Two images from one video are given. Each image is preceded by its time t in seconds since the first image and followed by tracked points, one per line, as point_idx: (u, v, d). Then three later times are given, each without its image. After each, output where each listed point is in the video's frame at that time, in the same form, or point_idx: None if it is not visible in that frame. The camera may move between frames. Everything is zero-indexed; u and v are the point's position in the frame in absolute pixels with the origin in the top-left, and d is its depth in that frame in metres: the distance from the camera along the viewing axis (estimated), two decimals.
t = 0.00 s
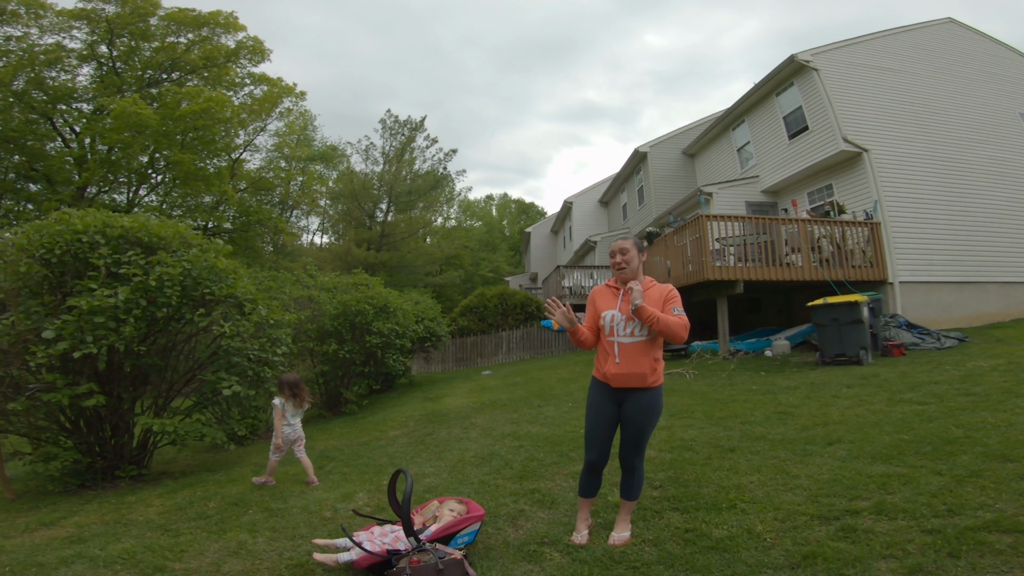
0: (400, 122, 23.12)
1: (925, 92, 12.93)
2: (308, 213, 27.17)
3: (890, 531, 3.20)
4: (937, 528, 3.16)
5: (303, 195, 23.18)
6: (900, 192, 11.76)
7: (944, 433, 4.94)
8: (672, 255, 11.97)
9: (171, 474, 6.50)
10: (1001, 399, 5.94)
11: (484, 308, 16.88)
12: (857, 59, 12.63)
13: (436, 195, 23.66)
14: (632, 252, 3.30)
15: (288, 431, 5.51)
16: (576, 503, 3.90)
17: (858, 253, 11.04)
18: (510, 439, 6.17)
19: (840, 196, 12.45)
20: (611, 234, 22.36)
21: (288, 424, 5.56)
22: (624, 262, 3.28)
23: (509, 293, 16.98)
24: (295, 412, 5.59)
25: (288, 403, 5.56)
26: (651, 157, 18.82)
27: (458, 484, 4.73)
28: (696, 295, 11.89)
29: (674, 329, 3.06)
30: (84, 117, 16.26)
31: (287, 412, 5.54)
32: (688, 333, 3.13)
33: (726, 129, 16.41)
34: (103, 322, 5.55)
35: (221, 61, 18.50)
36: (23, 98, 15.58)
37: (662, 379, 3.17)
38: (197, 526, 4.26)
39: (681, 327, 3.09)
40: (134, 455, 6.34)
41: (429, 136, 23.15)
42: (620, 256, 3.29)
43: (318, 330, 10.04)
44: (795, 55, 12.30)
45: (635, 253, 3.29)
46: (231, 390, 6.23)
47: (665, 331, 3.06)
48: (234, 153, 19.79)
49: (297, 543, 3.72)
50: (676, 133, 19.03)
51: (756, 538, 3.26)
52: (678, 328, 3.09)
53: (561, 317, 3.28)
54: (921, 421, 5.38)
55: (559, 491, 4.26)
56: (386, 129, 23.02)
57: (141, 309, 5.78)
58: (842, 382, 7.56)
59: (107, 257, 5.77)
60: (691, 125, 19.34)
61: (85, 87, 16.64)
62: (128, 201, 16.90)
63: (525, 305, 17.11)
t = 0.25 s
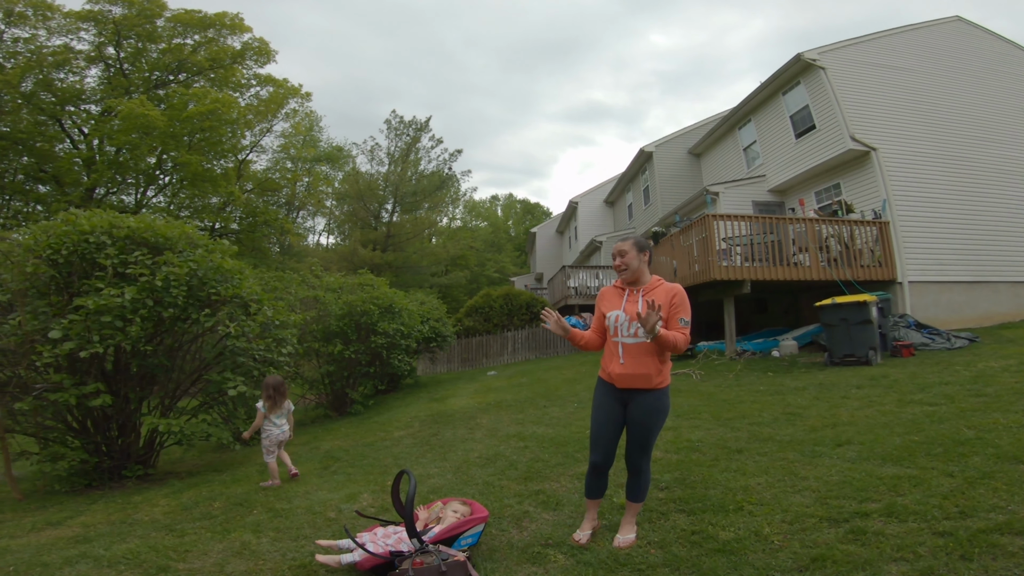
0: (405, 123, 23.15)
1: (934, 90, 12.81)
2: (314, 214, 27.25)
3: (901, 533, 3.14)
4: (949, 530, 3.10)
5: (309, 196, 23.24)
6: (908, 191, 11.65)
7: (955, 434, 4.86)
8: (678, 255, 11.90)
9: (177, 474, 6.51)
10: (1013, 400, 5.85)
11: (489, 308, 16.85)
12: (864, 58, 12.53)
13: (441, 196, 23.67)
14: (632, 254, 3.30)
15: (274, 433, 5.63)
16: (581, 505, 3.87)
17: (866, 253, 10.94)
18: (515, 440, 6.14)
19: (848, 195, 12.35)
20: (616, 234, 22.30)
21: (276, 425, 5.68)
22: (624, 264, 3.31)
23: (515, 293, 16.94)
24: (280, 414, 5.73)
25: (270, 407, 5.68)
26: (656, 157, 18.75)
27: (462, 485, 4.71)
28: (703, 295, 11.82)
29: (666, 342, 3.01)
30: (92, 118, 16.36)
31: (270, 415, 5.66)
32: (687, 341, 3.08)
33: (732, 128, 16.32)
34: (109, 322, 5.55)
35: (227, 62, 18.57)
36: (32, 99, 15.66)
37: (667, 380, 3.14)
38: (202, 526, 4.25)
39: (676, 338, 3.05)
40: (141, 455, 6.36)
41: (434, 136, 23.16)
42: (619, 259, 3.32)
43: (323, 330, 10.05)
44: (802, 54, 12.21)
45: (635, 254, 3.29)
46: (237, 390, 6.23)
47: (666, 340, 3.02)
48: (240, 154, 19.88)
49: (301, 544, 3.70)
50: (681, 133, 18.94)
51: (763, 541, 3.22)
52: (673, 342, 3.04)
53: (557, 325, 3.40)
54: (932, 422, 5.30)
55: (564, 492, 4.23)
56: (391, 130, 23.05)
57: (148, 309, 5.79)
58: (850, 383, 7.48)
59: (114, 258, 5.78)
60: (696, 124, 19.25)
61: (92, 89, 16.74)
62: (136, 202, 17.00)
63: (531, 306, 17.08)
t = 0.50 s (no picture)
0: (410, 123, 23.16)
1: (944, 87, 12.68)
2: (321, 214, 27.33)
3: (917, 536, 3.09)
4: (966, 532, 3.04)
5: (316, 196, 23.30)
6: (919, 189, 11.52)
7: (970, 435, 4.77)
8: (686, 254, 11.82)
9: (186, 474, 6.52)
10: None
11: (496, 308, 16.82)
12: (873, 55, 12.40)
13: (447, 195, 23.66)
14: (639, 255, 3.26)
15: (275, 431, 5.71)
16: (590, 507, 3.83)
17: (877, 251, 10.83)
18: (523, 440, 6.11)
19: (858, 193, 12.22)
20: (623, 233, 22.22)
21: (276, 424, 5.75)
22: (631, 265, 3.27)
23: (521, 293, 16.90)
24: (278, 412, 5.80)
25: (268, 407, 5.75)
26: (663, 156, 18.66)
27: (470, 486, 4.68)
28: (711, 294, 11.74)
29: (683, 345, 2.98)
30: (100, 120, 16.47)
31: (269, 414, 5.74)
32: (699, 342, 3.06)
33: (740, 127, 16.20)
34: (118, 323, 5.56)
35: (233, 64, 18.63)
36: (41, 101, 15.73)
37: (675, 381, 3.12)
38: (210, 528, 4.25)
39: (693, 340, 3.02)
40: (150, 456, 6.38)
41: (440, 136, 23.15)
42: (625, 259, 3.29)
43: (331, 331, 10.05)
44: (810, 51, 12.10)
45: (641, 254, 3.26)
46: (245, 391, 6.24)
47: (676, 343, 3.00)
48: (247, 155, 19.96)
49: (307, 546, 3.69)
50: (688, 131, 18.84)
51: (776, 543, 3.18)
52: (688, 344, 3.03)
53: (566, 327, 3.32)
54: (946, 423, 5.22)
55: (572, 494, 4.19)
56: (397, 130, 23.06)
57: (156, 311, 5.79)
58: (862, 383, 7.40)
59: (122, 259, 5.78)
60: (703, 123, 19.14)
61: (101, 90, 16.85)
62: (145, 204, 17.10)
63: (538, 305, 17.03)
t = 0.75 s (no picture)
0: (417, 122, 23.17)
1: (956, 85, 12.53)
2: (329, 214, 27.41)
3: (934, 538, 3.04)
4: (984, 535, 2.99)
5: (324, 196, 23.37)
6: (932, 187, 11.38)
7: (987, 436, 4.69)
8: (695, 253, 11.75)
9: (196, 474, 6.55)
10: None
11: (504, 307, 16.79)
12: (884, 52, 12.26)
13: (455, 194, 23.65)
14: (642, 256, 3.24)
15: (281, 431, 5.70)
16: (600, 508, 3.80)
17: (889, 250, 10.69)
18: (531, 441, 6.08)
19: (869, 191, 12.09)
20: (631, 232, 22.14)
21: (282, 423, 5.74)
22: (634, 266, 3.25)
23: (529, 292, 16.86)
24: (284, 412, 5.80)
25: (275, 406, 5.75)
26: (671, 154, 18.56)
27: (478, 487, 4.66)
28: (720, 294, 11.66)
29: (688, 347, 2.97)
30: (111, 120, 16.60)
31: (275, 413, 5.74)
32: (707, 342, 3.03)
33: (749, 125, 16.08)
34: (128, 323, 5.58)
35: (241, 64, 18.70)
36: (52, 102, 15.85)
37: (682, 382, 3.08)
38: (219, 528, 4.25)
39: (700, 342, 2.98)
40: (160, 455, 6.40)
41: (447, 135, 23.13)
42: (629, 260, 3.27)
43: (339, 330, 10.07)
44: (819, 49, 11.98)
45: (644, 255, 3.24)
46: (254, 391, 6.25)
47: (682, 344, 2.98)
48: (256, 155, 20.05)
49: (316, 546, 3.68)
50: (696, 129, 18.73)
51: (789, 546, 3.13)
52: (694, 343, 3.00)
53: (570, 329, 3.34)
54: (961, 424, 5.14)
55: (581, 495, 4.17)
56: (404, 129, 23.07)
57: (166, 310, 5.81)
58: (875, 383, 7.31)
59: (131, 258, 5.80)
60: (711, 121, 19.02)
61: (111, 91, 16.97)
62: (155, 204, 17.21)
63: (545, 304, 16.99)
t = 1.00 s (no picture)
0: (425, 121, 23.16)
1: (969, 82, 12.36)
2: (338, 214, 27.49)
3: (955, 539, 2.96)
4: (1006, 536, 2.91)
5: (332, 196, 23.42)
6: (946, 186, 11.21)
7: (1007, 435, 4.59)
8: (705, 251, 11.65)
9: (205, 472, 6.55)
10: None
11: (512, 307, 16.74)
12: (896, 49, 12.11)
13: (462, 194, 23.64)
14: (643, 251, 3.21)
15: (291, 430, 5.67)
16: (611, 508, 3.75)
17: (903, 248, 10.55)
18: (539, 440, 6.04)
19: (883, 189, 11.93)
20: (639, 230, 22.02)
21: (293, 421, 5.72)
22: (634, 261, 3.22)
23: (537, 291, 16.80)
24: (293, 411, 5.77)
25: (284, 403, 5.74)
26: (680, 153, 18.43)
27: (487, 486, 4.61)
28: (730, 292, 11.56)
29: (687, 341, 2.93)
30: (122, 121, 16.72)
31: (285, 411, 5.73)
32: (706, 338, 3.00)
33: (758, 122, 15.93)
34: (138, 322, 5.59)
35: (250, 65, 18.77)
36: (64, 104, 15.96)
37: (683, 378, 3.05)
38: (227, 527, 4.23)
39: (698, 338, 2.94)
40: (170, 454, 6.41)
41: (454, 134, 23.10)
42: (630, 254, 3.25)
43: (347, 329, 10.06)
44: (830, 46, 11.84)
45: (646, 250, 3.22)
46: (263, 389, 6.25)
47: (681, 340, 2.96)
48: (265, 155, 20.14)
49: (323, 546, 3.65)
50: (705, 127, 18.59)
51: (805, 546, 3.07)
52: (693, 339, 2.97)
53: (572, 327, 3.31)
54: (980, 423, 5.03)
55: (590, 494, 4.12)
56: (412, 129, 23.08)
57: (176, 309, 5.82)
58: (889, 382, 7.20)
59: (142, 257, 5.82)
60: (720, 119, 18.88)
61: (122, 92, 17.09)
62: (167, 204, 17.32)
63: (554, 303, 16.93)
